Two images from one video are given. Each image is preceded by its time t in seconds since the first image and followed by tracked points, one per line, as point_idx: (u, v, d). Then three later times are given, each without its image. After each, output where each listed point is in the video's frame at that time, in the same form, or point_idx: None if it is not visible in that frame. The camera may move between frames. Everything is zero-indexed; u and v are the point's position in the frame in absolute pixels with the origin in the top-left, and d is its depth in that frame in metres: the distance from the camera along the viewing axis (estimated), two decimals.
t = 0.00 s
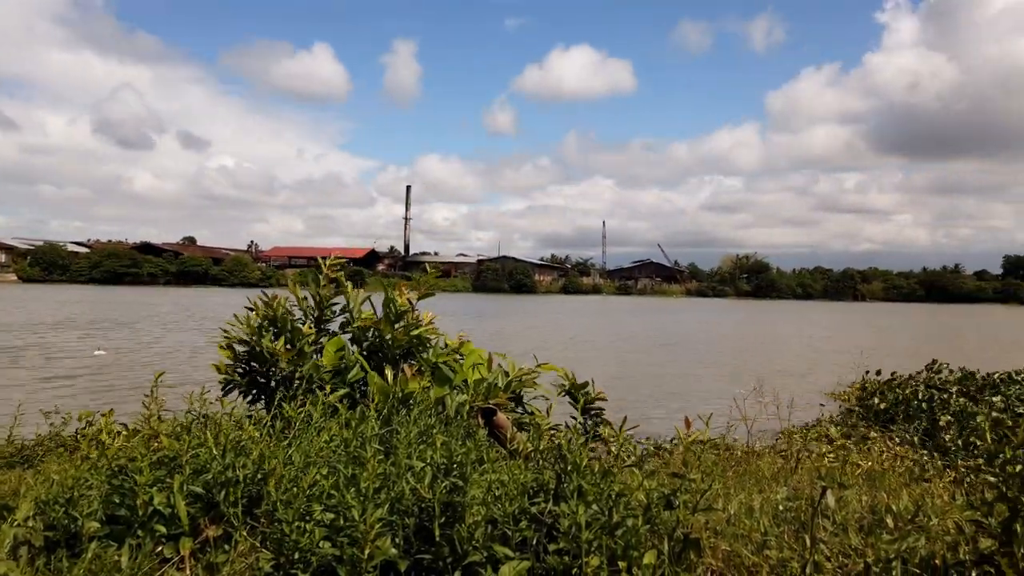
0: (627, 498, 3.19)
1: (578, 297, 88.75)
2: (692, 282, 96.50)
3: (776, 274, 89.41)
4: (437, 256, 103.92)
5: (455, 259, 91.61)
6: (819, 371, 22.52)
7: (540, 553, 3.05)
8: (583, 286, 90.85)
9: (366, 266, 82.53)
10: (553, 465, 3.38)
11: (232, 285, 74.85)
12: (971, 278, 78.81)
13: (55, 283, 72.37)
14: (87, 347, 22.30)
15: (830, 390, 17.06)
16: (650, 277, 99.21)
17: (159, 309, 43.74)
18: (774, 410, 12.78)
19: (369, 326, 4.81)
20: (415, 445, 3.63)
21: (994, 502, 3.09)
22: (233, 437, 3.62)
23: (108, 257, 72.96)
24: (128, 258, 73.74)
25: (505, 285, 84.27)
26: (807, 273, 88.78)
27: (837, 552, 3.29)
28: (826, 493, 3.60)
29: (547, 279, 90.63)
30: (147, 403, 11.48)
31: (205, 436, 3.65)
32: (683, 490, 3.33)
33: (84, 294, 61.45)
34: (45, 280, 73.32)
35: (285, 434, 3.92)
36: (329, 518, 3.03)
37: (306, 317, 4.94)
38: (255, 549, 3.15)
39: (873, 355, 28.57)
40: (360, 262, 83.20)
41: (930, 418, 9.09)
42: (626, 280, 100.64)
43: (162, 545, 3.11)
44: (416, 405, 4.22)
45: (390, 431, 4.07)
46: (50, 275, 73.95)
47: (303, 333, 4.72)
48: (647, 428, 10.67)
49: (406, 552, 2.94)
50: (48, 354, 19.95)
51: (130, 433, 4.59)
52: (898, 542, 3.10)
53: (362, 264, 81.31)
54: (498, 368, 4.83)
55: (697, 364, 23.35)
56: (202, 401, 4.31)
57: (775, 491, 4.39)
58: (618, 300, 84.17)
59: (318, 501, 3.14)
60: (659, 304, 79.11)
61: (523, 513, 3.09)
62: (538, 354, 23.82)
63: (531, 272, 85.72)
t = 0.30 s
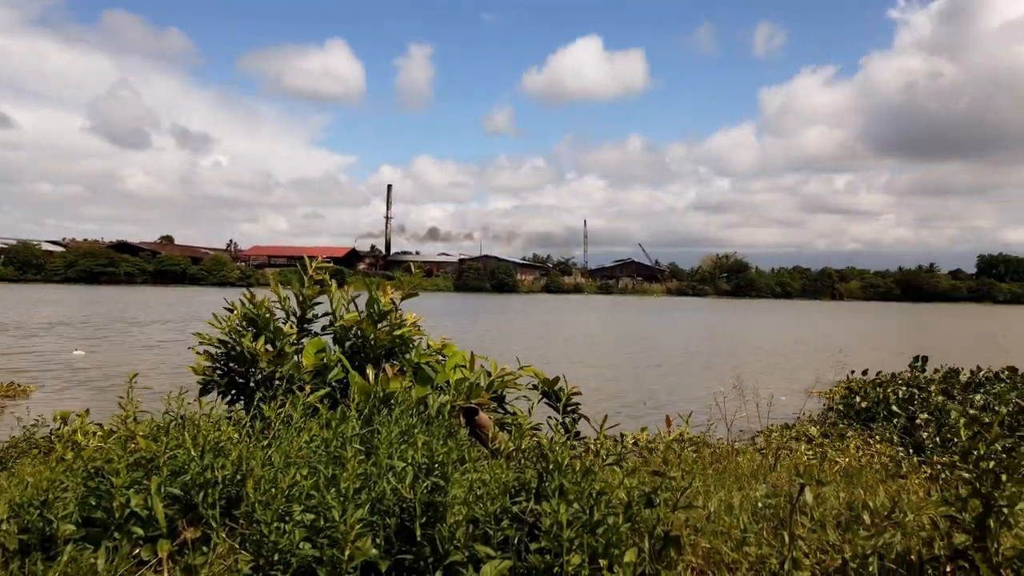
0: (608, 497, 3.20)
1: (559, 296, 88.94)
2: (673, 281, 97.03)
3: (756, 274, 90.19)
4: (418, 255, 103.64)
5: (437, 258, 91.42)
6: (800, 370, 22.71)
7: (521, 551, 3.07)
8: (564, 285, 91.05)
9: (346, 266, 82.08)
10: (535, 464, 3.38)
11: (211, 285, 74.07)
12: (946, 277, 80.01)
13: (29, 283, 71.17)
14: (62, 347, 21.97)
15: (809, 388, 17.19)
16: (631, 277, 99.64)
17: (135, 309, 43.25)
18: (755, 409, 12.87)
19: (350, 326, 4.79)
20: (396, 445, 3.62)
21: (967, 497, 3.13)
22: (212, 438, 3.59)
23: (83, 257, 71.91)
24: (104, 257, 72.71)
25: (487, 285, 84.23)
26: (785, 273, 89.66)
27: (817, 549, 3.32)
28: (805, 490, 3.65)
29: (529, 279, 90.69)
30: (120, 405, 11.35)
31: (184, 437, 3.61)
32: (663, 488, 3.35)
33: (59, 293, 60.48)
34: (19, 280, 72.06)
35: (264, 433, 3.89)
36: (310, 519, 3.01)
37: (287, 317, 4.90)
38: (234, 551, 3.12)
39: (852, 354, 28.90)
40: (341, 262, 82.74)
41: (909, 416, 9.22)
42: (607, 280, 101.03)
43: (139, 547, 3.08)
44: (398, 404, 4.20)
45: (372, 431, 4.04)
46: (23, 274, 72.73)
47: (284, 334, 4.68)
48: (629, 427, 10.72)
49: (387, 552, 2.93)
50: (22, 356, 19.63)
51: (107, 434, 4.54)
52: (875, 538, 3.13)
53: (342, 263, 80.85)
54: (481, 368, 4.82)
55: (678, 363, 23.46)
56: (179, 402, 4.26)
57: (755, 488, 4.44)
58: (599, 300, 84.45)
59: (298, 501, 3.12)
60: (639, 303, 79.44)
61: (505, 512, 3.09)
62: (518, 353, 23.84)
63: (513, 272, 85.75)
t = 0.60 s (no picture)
0: (590, 495, 3.21)
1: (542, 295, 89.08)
2: (655, 280, 97.57)
3: (737, 274, 90.89)
4: (401, 255, 103.34)
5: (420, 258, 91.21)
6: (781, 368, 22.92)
7: (503, 550, 3.07)
8: (547, 284, 91.20)
9: (329, 265, 81.66)
10: (517, 463, 3.39)
11: (191, 284, 73.38)
12: (924, 277, 81.09)
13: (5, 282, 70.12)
14: (39, 347, 21.68)
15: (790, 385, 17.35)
16: (614, 277, 100.02)
17: (114, 309, 42.76)
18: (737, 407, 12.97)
19: (331, 326, 4.77)
20: (378, 445, 3.61)
21: (945, 493, 3.16)
22: (192, 439, 3.56)
23: (61, 256, 70.97)
24: (82, 256, 71.79)
25: (470, 284, 84.17)
26: (767, 273, 90.43)
27: (797, 546, 3.36)
28: (785, 488, 3.69)
29: (512, 278, 90.74)
30: (99, 406, 11.24)
31: (163, 438, 3.57)
32: (645, 487, 3.37)
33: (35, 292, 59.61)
34: None
35: (245, 435, 3.86)
36: (292, 520, 3.00)
37: (266, 317, 4.86)
38: (214, 553, 3.10)
39: (832, 353, 29.21)
40: (323, 261, 82.36)
41: (889, 413, 9.35)
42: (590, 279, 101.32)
43: (117, 549, 3.04)
44: (380, 404, 4.19)
45: (353, 432, 4.03)
46: None
47: (264, 334, 4.65)
48: (612, 426, 10.76)
49: (369, 552, 2.92)
50: None
51: (84, 435, 4.49)
52: (854, 534, 3.17)
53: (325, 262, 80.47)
54: (464, 368, 4.81)
55: (661, 362, 23.58)
56: (156, 403, 4.21)
57: (736, 486, 4.48)
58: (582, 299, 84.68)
59: (280, 502, 3.10)
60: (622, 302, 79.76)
61: (487, 512, 3.10)
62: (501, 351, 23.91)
63: (496, 271, 85.77)
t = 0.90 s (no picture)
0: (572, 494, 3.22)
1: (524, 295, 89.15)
2: (637, 280, 98.05)
3: (718, 274, 91.55)
4: (382, 254, 103.01)
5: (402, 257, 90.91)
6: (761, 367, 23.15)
7: (485, 549, 3.07)
8: (529, 284, 91.30)
9: (310, 264, 81.11)
10: (498, 463, 3.39)
11: (169, 284, 72.56)
12: (901, 277, 82.17)
13: None
14: (14, 348, 21.34)
15: (770, 384, 17.54)
16: (595, 276, 100.36)
17: (90, 309, 42.16)
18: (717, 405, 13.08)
19: (311, 326, 4.74)
20: (359, 445, 3.59)
21: (921, 490, 3.19)
22: (169, 440, 3.52)
23: (36, 255, 69.88)
24: (57, 255, 70.71)
25: (452, 284, 84.03)
26: (747, 273, 91.19)
27: (776, 543, 3.40)
28: (765, 486, 3.73)
29: (494, 278, 90.73)
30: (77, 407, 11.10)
31: (140, 440, 3.53)
32: (626, 485, 3.39)
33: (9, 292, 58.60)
34: None
35: (224, 435, 3.83)
36: (272, 521, 2.98)
37: (246, 317, 4.83)
38: (194, 556, 3.06)
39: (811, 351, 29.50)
40: (303, 260, 81.84)
41: (867, 412, 9.46)
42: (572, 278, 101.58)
43: (93, 552, 3.00)
44: (360, 404, 4.17)
45: (334, 433, 4.00)
46: None
47: (243, 334, 4.62)
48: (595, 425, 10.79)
49: (351, 553, 2.90)
50: None
51: (60, 437, 4.43)
52: (832, 531, 3.21)
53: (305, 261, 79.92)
54: (445, 367, 4.81)
55: (642, 361, 23.68)
56: (133, 405, 4.16)
57: (716, 483, 4.51)
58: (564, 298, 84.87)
59: (259, 504, 3.07)
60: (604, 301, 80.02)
61: (469, 512, 3.09)
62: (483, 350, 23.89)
63: (478, 271, 85.72)
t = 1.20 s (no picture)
0: (554, 494, 3.23)
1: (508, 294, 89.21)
2: (619, 279, 98.44)
3: (700, 274, 92.17)
4: (365, 253, 102.55)
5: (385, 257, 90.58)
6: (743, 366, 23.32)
7: (468, 548, 3.08)
8: (512, 284, 91.36)
9: (292, 264, 80.58)
10: (481, 463, 3.38)
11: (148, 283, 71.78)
12: (879, 278, 83.18)
13: None
14: None
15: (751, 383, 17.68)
16: (578, 276, 100.63)
17: (67, 309, 41.58)
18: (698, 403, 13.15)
19: (293, 326, 4.71)
20: (340, 446, 3.57)
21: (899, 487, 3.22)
22: (148, 441, 3.48)
23: (12, 254, 68.85)
24: (34, 254, 69.65)
25: (436, 283, 83.87)
26: (728, 273, 91.87)
27: (757, 540, 3.43)
28: (746, 484, 3.76)
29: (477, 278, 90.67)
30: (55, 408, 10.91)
31: (118, 441, 3.49)
32: (609, 484, 3.40)
33: None
34: None
35: (204, 436, 3.79)
36: (252, 522, 2.95)
37: (228, 317, 4.78)
38: (173, 558, 3.03)
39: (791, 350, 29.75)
40: (285, 259, 81.29)
41: (847, 409, 9.56)
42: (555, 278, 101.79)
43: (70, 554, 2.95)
44: (342, 405, 4.15)
45: (315, 434, 3.98)
46: None
47: (225, 334, 4.58)
48: (579, 424, 10.81)
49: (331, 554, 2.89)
50: None
51: (36, 437, 4.37)
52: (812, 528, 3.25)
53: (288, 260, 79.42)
54: (428, 368, 4.79)
55: (625, 360, 23.79)
56: (112, 405, 4.11)
57: (698, 481, 4.54)
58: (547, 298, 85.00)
59: (240, 505, 3.05)
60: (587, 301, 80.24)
61: (451, 512, 3.09)
62: (466, 350, 23.86)
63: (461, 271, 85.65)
